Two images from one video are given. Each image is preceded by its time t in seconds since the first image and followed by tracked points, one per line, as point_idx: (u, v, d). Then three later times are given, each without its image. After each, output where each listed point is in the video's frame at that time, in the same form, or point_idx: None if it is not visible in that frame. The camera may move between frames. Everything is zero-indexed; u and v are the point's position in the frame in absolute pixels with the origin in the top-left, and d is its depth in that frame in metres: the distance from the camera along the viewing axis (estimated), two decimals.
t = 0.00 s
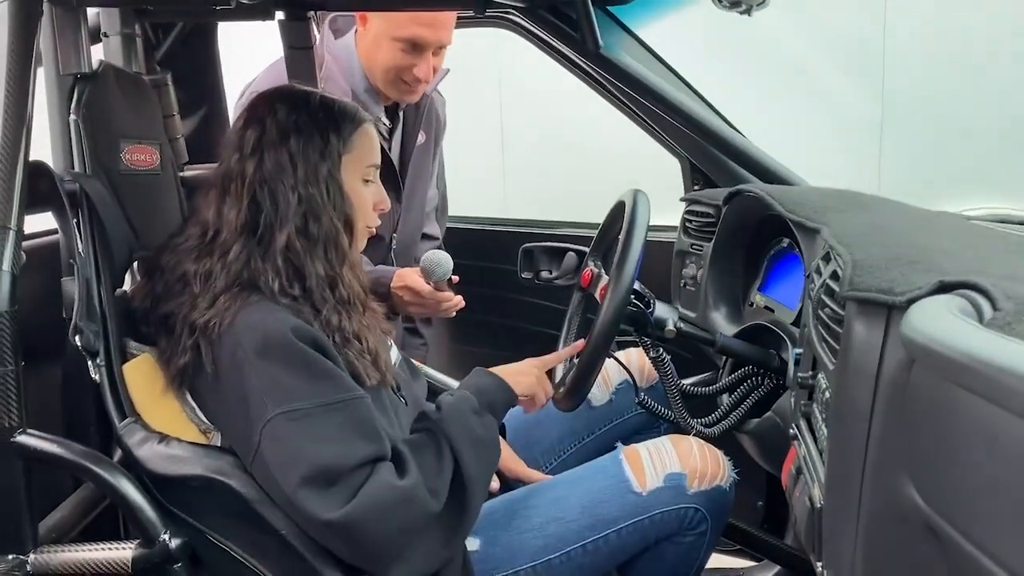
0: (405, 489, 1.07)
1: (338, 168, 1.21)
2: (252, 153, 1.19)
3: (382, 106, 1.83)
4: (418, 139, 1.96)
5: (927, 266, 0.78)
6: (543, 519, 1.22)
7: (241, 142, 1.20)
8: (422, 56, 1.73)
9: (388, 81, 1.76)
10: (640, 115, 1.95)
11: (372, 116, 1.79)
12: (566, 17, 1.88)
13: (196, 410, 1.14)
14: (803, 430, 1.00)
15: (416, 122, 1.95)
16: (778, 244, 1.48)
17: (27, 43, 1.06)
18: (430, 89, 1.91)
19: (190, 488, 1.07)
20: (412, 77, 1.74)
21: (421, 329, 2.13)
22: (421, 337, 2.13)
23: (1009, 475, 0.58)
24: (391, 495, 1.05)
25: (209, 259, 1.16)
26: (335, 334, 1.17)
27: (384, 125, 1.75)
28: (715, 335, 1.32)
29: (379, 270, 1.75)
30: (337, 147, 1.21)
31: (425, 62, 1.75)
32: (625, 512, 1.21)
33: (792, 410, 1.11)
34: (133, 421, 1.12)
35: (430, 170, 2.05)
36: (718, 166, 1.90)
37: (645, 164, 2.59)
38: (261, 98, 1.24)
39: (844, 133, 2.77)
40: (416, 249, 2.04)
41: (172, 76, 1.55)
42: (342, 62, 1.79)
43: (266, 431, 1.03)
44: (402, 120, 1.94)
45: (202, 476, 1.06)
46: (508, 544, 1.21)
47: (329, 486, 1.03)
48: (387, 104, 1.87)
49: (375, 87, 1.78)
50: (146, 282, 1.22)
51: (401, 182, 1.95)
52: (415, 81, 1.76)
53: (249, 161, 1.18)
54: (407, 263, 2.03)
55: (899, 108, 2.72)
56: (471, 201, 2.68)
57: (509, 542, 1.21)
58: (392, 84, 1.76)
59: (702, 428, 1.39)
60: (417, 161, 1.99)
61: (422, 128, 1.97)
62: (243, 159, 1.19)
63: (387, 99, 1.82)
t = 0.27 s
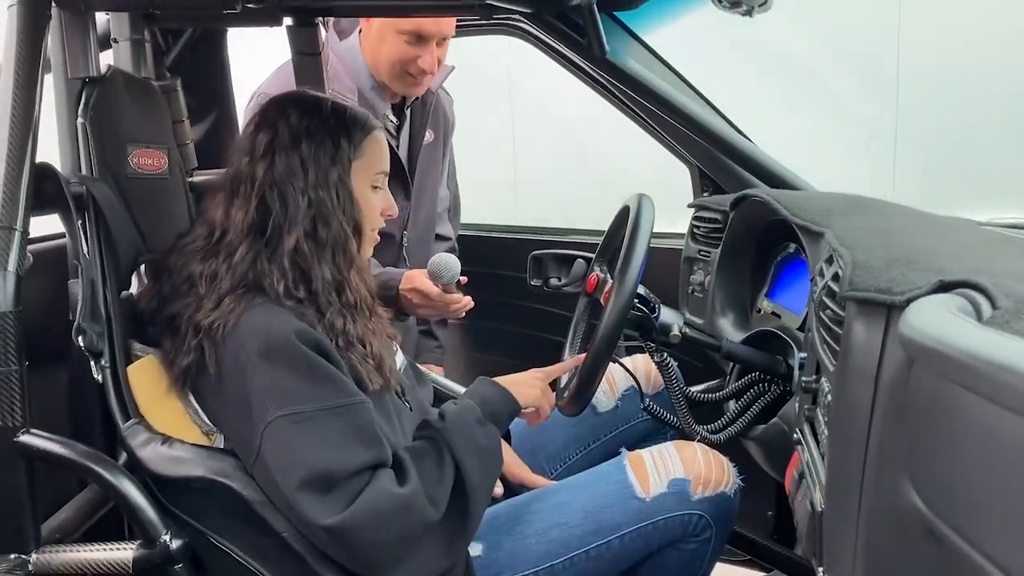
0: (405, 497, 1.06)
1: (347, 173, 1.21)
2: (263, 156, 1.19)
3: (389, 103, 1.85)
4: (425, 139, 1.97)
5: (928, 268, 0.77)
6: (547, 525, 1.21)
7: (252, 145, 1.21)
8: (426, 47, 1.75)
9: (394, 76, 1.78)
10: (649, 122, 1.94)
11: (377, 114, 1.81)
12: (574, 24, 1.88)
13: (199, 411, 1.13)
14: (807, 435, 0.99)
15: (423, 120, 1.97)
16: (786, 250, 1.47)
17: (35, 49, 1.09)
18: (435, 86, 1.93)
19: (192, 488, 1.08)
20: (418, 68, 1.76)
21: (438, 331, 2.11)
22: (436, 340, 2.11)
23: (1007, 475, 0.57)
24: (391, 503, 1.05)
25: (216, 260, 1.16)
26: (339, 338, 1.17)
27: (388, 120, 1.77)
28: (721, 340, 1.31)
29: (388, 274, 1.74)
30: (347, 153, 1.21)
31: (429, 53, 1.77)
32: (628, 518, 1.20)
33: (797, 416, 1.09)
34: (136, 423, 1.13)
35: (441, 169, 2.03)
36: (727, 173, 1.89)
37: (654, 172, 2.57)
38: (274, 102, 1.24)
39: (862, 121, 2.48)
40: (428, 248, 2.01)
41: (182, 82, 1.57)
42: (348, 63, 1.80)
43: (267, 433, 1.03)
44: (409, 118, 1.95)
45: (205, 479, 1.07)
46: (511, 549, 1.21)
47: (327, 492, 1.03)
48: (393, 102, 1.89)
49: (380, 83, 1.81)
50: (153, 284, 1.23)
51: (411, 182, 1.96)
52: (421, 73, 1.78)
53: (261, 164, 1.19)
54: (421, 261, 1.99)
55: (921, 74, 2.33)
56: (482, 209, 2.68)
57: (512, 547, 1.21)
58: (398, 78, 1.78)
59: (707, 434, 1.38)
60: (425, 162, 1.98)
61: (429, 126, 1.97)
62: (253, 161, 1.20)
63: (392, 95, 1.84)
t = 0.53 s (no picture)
0: (389, 510, 1.04)
1: (349, 178, 1.21)
2: (265, 158, 1.19)
3: (393, 109, 1.85)
4: (430, 143, 1.95)
5: (927, 270, 0.76)
6: (546, 532, 1.20)
7: (255, 148, 1.21)
8: (423, 53, 1.75)
9: (392, 82, 1.79)
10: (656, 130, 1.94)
11: (378, 118, 1.81)
12: (575, 30, 1.85)
13: (197, 415, 1.13)
14: (807, 441, 0.98)
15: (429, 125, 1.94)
16: (790, 257, 1.46)
17: (37, 53, 1.10)
18: (440, 90, 1.91)
19: (190, 492, 1.08)
20: (415, 75, 1.76)
21: (446, 337, 2.09)
22: (445, 345, 2.09)
23: (1005, 476, 0.55)
24: (374, 516, 1.03)
25: (216, 262, 1.16)
26: (338, 342, 1.16)
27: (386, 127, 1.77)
28: (723, 346, 1.30)
29: (392, 281, 1.74)
30: (350, 158, 1.21)
31: (426, 60, 1.77)
32: (628, 525, 1.19)
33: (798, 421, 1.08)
34: (134, 426, 1.13)
35: (447, 175, 2.02)
36: (732, 180, 1.88)
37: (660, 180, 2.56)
38: (278, 105, 1.24)
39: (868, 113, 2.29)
40: (435, 253, 2.00)
41: (187, 89, 1.58)
42: (353, 69, 1.82)
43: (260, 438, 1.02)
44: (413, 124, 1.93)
45: (202, 483, 1.07)
46: (510, 557, 1.20)
47: (312, 503, 1.02)
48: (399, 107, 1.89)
49: (383, 90, 1.82)
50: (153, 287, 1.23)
51: (417, 186, 1.95)
52: (418, 80, 1.78)
53: (263, 166, 1.19)
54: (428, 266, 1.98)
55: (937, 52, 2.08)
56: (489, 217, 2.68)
57: (511, 554, 1.20)
58: (396, 84, 1.79)
59: (708, 442, 1.38)
60: (430, 167, 1.97)
61: (434, 133, 1.96)
62: (256, 163, 1.19)
63: (395, 101, 1.84)
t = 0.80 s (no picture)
0: (395, 515, 1.03)
1: (349, 181, 1.20)
2: (265, 161, 1.19)
3: (393, 108, 1.85)
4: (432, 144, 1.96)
5: (926, 270, 0.76)
6: (546, 537, 1.19)
7: (255, 151, 1.21)
8: (423, 50, 1.75)
9: (392, 79, 1.79)
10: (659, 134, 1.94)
11: (378, 120, 1.82)
12: (576, 33, 1.90)
13: (195, 418, 1.13)
14: (809, 445, 0.97)
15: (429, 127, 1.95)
16: (793, 261, 1.45)
17: (38, 55, 1.10)
18: (440, 90, 1.93)
19: (188, 495, 1.07)
20: (415, 72, 1.76)
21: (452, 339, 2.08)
22: (450, 348, 2.07)
23: (1002, 474, 0.55)
24: (375, 520, 1.02)
25: (215, 265, 1.16)
26: (337, 345, 1.16)
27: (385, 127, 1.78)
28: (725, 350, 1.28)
29: (393, 285, 1.74)
30: (351, 161, 1.21)
31: (427, 58, 1.77)
32: (629, 530, 1.18)
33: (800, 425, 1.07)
34: (133, 429, 1.13)
35: (449, 177, 2.03)
36: (736, 184, 1.88)
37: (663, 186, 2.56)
38: (279, 109, 1.24)
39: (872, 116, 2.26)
40: (438, 253, 2.00)
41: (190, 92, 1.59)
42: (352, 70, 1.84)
43: (260, 440, 1.02)
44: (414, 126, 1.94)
45: (200, 486, 1.06)
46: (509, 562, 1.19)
47: (314, 505, 1.01)
48: (399, 108, 1.89)
49: (383, 89, 1.82)
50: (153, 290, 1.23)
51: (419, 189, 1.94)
52: (418, 78, 1.78)
53: (263, 169, 1.19)
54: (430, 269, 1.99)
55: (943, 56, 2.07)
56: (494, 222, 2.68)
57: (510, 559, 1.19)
58: (396, 81, 1.79)
59: (710, 446, 1.36)
60: (432, 168, 1.98)
61: (435, 136, 1.97)
62: (256, 167, 1.19)
63: (395, 100, 1.84)
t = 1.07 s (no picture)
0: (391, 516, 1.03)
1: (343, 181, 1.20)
2: (261, 162, 1.19)
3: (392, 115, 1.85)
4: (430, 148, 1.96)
5: (927, 269, 0.75)
6: (545, 540, 1.18)
7: (251, 152, 1.20)
8: (429, 63, 1.75)
9: (394, 90, 1.78)
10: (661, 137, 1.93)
11: (377, 123, 1.81)
12: (577, 34, 1.91)
13: (194, 419, 1.12)
14: (810, 447, 0.96)
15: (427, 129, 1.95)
16: (795, 262, 1.44)
17: (37, 55, 1.10)
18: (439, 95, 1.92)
19: (184, 496, 1.06)
20: (418, 85, 1.76)
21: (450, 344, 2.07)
22: (450, 351, 2.06)
23: (1003, 472, 0.54)
24: (371, 522, 1.01)
25: (214, 267, 1.15)
26: (336, 347, 1.15)
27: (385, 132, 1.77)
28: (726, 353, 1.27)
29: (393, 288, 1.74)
30: (343, 161, 1.20)
31: (431, 70, 1.76)
32: (629, 533, 1.17)
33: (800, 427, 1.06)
34: (131, 429, 1.12)
35: (448, 180, 2.03)
36: (738, 187, 1.87)
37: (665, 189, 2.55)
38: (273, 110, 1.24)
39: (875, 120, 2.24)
40: (435, 257, 2.00)
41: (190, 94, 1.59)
42: (351, 74, 1.83)
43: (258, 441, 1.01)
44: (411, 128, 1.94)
45: (197, 487, 1.05)
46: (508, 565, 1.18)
47: (310, 507, 1.00)
48: (398, 113, 1.88)
49: (382, 95, 1.81)
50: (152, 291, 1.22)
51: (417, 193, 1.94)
52: (421, 89, 1.78)
53: (259, 170, 1.18)
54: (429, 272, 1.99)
55: (942, 60, 2.05)
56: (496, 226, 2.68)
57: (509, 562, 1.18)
58: (398, 91, 1.78)
59: (712, 450, 1.35)
60: (431, 172, 1.98)
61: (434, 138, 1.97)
62: (252, 168, 1.19)
63: (394, 107, 1.84)
